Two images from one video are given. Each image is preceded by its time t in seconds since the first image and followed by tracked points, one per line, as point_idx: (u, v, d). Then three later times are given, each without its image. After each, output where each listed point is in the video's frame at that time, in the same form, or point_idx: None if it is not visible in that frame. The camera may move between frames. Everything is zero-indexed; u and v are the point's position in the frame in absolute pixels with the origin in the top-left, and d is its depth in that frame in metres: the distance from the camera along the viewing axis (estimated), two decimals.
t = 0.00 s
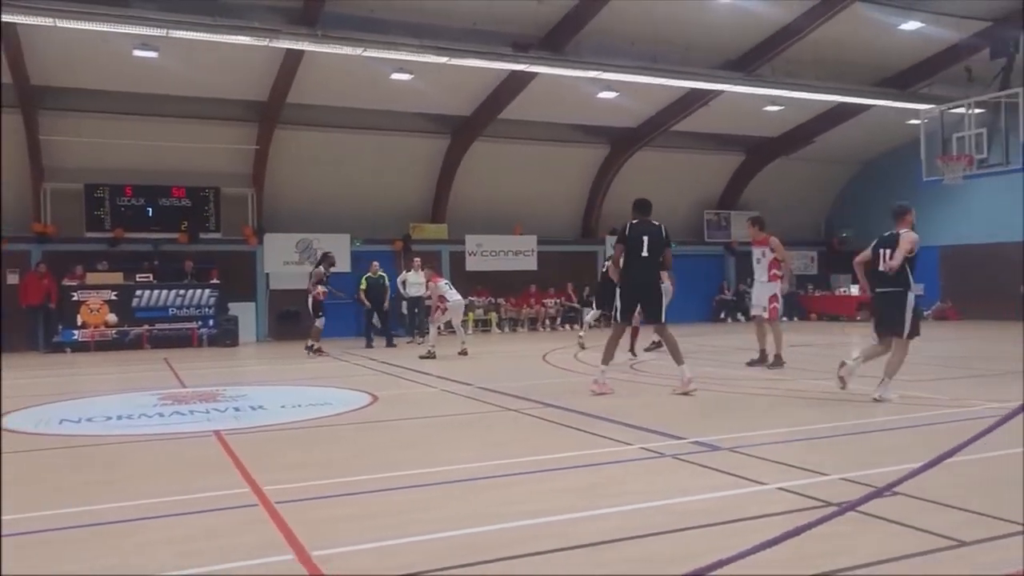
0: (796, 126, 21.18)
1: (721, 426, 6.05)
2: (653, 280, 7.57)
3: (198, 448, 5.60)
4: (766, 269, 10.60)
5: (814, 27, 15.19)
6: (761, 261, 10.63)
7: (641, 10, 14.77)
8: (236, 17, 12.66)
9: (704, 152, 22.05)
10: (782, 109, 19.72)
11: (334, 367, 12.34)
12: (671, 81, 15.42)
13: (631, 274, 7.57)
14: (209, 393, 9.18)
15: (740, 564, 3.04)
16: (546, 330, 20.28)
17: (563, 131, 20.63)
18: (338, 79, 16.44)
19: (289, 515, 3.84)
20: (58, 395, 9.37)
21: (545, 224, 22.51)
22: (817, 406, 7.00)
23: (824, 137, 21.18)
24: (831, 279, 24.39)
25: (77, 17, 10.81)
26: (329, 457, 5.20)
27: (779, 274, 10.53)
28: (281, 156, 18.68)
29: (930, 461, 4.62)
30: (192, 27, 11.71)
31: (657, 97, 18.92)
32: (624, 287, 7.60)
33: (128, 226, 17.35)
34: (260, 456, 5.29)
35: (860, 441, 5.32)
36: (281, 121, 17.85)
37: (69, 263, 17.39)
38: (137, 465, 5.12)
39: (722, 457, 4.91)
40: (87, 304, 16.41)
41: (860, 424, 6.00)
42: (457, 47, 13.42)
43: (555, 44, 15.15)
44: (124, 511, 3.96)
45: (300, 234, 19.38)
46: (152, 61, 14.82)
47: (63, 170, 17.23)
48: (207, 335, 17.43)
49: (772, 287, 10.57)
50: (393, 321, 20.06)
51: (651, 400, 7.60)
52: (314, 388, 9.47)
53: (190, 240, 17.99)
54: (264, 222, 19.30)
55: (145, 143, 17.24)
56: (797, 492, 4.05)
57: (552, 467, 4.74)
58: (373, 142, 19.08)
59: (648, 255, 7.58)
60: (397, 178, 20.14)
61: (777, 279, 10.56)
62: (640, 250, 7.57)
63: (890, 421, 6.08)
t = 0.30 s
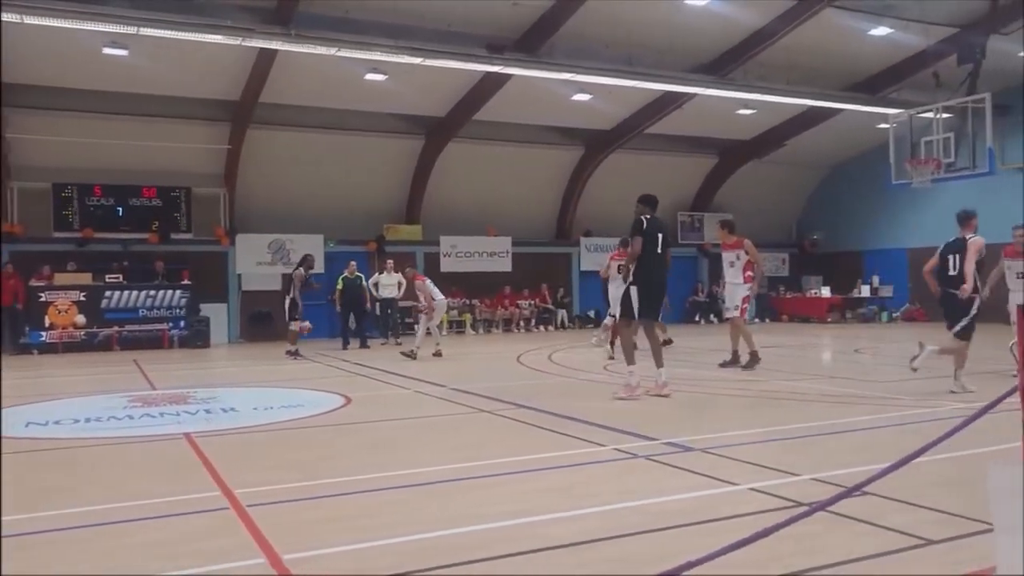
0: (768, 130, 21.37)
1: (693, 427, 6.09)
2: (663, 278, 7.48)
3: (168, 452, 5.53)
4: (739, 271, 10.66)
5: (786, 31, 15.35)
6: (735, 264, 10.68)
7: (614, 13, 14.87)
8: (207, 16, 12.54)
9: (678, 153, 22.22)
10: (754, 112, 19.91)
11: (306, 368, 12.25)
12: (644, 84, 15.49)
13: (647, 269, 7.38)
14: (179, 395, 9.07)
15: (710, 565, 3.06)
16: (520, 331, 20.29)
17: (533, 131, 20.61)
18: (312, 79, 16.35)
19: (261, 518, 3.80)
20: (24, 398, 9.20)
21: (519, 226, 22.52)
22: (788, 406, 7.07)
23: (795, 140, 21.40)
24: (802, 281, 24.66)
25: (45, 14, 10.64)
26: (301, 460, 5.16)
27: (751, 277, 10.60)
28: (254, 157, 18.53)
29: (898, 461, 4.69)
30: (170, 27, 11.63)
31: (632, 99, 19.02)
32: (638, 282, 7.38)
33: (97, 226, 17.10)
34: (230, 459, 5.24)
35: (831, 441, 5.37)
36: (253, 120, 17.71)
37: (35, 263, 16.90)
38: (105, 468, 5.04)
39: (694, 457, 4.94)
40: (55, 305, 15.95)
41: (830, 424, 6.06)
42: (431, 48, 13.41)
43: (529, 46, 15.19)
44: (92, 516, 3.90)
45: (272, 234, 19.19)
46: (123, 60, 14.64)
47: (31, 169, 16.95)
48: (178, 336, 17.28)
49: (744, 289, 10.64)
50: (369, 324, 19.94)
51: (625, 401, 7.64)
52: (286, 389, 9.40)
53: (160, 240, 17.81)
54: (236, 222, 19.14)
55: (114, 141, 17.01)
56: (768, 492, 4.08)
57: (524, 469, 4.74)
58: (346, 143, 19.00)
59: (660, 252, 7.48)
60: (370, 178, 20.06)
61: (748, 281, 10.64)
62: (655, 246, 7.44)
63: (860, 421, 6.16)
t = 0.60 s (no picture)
0: (742, 133, 21.45)
1: (668, 427, 6.13)
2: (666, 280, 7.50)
3: (138, 455, 5.46)
4: (714, 272, 10.70)
5: (760, 34, 15.46)
6: (710, 265, 10.71)
7: (590, 15, 14.89)
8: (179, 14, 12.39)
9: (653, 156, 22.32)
10: (729, 115, 20.06)
11: (281, 369, 12.17)
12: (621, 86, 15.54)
13: (656, 271, 7.36)
14: (151, 396, 8.97)
15: (683, 566, 3.07)
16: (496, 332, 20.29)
17: (503, 132, 20.44)
18: (287, 78, 16.23)
19: (233, 522, 3.76)
20: None
21: (495, 227, 22.48)
22: (762, 407, 7.13)
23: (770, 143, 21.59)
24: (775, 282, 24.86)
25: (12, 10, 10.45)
26: (273, 462, 5.12)
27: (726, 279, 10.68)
28: (227, 156, 18.37)
29: (869, 461, 4.75)
30: (141, 24, 11.48)
31: (608, 101, 19.06)
32: (649, 284, 7.31)
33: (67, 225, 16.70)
34: (201, 462, 5.18)
35: (804, 441, 5.43)
36: (228, 119, 17.55)
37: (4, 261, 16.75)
38: (74, 470, 4.97)
39: (668, 458, 4.97)
40: (24, 306, 15.15)
41: (803, 425, 6.13)
42: (407, 48, 13.35)
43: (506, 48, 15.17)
44: (59, 519, 3.84)
45: (246, 234, 19.08)
46: (93, 57, 14.44)
47: None
48: (150, 337, 17.14)
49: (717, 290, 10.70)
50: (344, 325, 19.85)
51: (599, 403, 7.65)
52: (260, 391, 9.32)
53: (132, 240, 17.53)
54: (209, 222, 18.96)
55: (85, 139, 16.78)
56: (742, 492, 4.11)
57: (500, 470, 4.74)
58: (321, 142, 18.90)
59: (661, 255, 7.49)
60: (346, 178, 19.97)
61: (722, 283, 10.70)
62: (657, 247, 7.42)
63: (832, 421, 6.23)
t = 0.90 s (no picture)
0: (725, 135, 21.62)
1: (650, 428, 6.16)
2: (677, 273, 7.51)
3: (119, 456, 5.41)
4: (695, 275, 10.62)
5: (743, 37, 15.54)
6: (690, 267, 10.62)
7: (574, 16, 14.93)
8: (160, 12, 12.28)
9: (636, 158, 22.61)
10: (711, 117, 20.20)
11: (264, 369, 12.14)
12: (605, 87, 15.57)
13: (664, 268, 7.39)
14: (131, 397, 8.89)
15: (666, 566, 3.08)
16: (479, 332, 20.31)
17: (485, 133, 20.44)
18: (270, 77, 16.14)
19: (215, 524, 3.73)
20: None
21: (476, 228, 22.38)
22: (743, 407, 7.19)
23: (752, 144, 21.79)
24: (756, 284, 25.07)
25: None
26: (255, 463, 5.09)
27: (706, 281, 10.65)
28: (209, 154, 18.25)
29: (849, 461, 4.79)
30: (122, 21, 11.37)
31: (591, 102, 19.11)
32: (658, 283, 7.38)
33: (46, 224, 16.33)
34: (183, 463, 5.15)
35: (785, 441, 5.48)
36: (210, 118, 17.43)
37: None
38: (53, 471, 4.92)
39: (650, 458, 4.99)
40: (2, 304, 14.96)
41: (785, 425, 6.18)
42: (391, 48, 13.34)
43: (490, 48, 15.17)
44: (38, 522, 3.79)
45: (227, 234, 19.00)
46: (73, 55, 14.29)
47: None
48: (129, 337, 16.94)
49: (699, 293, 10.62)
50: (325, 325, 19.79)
51: (582, 403, 7.69)
52: (242, 391, 9.27)
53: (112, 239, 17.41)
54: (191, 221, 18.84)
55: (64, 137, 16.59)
56: (724, 492, 4.13)
57: (484, 471, 4.74)
58: (304, 142, 18.83)
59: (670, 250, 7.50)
60: (328, 178, 19.91)
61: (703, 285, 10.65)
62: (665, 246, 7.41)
63: (813, 422, 6.29)
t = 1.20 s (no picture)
0: (715, 134, 21.67)
1: (640, 427, 6.17)
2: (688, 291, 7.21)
3: (106, 456, 5.38)
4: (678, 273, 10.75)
5: (733, 37, 15.58)
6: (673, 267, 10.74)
7: (564, 16, 14.96)
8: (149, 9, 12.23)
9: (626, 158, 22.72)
10: (701, 117, 20.27)
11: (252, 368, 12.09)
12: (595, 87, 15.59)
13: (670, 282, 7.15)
14: (118, 397, 8.83)
15: (653, 565, 3.08)
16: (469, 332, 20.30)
17: (475, 132, 20.46)
18: (259, 75, 16.09)
19: (201, 523, 3.71)
20: None
21: (466, 227, 22.34)
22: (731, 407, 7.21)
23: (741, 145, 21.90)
24: (745, 284, 25.17)
25: None
26: (242, 463, 5.07)
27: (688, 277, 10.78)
28: (198, 152, 18.17)
29: (838, 461, 4.81)
30: (111, 18, 11.33)
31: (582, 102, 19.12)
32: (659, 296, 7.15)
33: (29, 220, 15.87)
34: (171, 463, 5.12)
35: (774, 441, 5.49)
36: (199, 116, 17.36)
37: None
38: (38, 471, 4.88)
39: (639, 458, 5.00)
40: None
41: (773, 425, 6.20)
42: (381, 47, 13.33)
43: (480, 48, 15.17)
44: (23, 521, 3.77)
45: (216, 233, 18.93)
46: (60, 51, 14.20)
47: None
48: (117, 336, 16.93)
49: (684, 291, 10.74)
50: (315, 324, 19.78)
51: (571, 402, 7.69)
52: (229, 391, 9.23)
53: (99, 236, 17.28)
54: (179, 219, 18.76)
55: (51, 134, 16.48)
56: (712, 491, 4.15)
57: (473, 470, 4.74)
58: (293, 140, 18.77)
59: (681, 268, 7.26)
60: (318, 176, 19.86)
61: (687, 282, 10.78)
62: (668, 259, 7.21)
63: (801, 421, 6.31)
